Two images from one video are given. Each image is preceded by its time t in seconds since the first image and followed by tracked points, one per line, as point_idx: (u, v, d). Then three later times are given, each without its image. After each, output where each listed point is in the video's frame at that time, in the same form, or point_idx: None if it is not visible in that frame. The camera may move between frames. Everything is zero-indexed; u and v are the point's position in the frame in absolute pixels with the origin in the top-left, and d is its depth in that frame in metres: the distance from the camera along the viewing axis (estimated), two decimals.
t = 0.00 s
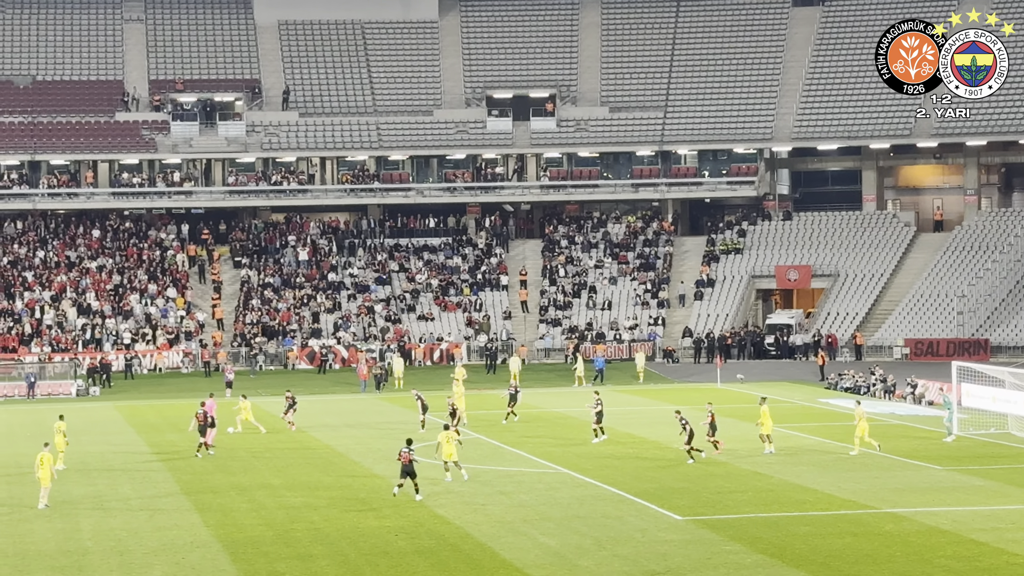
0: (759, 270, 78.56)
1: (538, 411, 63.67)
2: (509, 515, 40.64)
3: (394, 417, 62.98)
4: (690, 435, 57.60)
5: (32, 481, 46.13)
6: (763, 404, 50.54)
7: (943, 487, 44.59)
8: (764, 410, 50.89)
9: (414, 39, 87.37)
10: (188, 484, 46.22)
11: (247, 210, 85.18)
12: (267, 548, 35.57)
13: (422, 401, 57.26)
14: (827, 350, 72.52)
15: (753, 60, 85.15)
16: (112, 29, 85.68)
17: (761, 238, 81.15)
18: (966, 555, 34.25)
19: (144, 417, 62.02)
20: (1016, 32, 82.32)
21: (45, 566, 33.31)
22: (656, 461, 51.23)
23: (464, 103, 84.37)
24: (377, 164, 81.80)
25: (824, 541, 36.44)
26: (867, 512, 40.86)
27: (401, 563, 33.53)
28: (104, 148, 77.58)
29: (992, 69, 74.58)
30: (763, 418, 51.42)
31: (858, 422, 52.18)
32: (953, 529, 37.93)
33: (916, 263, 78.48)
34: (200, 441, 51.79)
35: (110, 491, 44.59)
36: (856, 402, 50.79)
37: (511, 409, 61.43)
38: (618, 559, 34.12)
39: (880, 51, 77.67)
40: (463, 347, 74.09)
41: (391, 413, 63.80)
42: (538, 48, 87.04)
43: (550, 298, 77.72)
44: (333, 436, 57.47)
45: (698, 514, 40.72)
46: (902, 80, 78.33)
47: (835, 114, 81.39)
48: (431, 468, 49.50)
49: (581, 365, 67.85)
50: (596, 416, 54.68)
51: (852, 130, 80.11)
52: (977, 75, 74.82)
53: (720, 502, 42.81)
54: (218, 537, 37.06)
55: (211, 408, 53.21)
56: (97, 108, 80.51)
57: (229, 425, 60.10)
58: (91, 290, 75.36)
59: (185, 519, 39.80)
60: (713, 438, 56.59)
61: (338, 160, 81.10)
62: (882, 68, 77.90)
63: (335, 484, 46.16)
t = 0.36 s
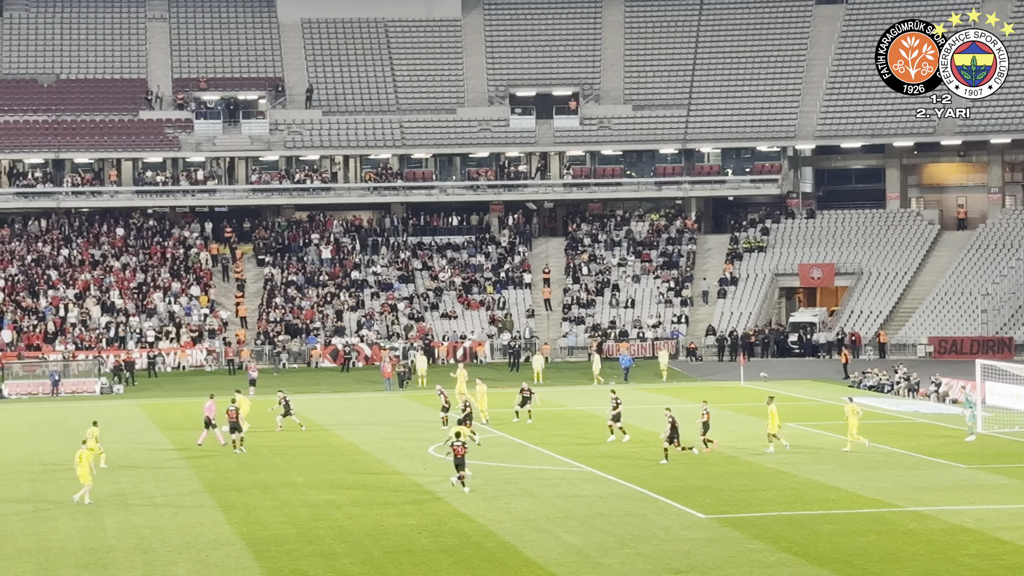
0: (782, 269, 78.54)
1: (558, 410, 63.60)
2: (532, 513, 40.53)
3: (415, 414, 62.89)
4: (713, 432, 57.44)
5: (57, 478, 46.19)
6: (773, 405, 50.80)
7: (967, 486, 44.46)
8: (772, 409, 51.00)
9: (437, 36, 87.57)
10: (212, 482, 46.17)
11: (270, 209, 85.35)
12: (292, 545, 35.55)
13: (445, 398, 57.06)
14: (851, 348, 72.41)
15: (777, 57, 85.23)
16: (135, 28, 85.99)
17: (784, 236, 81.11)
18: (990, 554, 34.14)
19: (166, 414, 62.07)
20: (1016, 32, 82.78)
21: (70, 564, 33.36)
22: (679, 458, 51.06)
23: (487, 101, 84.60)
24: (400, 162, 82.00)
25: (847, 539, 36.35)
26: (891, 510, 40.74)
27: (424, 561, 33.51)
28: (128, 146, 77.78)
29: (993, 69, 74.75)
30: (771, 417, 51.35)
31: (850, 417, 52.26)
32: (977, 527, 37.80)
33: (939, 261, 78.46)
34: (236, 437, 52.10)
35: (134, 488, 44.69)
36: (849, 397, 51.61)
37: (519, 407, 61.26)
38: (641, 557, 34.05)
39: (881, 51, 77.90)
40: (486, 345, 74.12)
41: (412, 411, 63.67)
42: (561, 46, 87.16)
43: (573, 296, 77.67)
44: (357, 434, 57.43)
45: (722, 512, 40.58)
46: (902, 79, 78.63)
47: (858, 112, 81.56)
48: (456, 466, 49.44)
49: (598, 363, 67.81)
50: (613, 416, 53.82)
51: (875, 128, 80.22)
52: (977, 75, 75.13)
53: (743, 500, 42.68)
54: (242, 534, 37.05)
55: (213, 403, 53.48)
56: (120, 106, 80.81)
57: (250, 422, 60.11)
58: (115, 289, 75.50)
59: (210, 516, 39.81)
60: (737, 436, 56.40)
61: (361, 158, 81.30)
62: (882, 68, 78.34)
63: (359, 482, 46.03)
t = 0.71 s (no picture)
0: (805, 265, 78.56)
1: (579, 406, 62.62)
2: (554, 509, 39.13)
3: (435, 411, 61.94)
4: (735, 428, 56.29)
5: (81, 475, 45.46)
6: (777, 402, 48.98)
7: (993, 483, 43.24)
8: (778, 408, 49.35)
9: (460, 33, 87.97)
10: (235, 479, 45.10)
11: (294, 205, 85.63)
12: (315, 542, 34.46)
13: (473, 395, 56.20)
14: (875, 346, 72.30)
15: (801, 55, 85.44)
16: (160, 25, 86.46)
17: (808, 233, 81.01)
18: (1015, 552, 32.98)
19: (189, 412, 61.45)
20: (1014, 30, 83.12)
21: (93, 560, 32.43)
22: (702, 454, 49.60)
23: (510, 98, 84.88)
24: (423, 158, 82.09)
25: (870, 536, 35.07)
26: (913, 507, 39.39)
27: (446, 558, 32.46)
28: (152, 142, 78.13)
29: (992, 69, 75.19)
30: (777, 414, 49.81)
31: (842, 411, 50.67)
32: (1001, 525, 36.49)
33: (964, 258, 78.42)
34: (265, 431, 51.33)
35: (157, 484, 43.85)
36: (839, 397, 49.93)
37: (536, 402, 59.94)
38: (664, 554, 32.87)
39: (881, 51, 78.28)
40: (509, 342, 74.09)
41: (432, 408, 62.68)
42: (585, 42, 87.33)
43: (596, 293, 77.73)
44: (379, 431, 56.43)
45: (744, 509, 39.11)
46: (902, 80, 79.02)
47: (882, 109, 81.75)
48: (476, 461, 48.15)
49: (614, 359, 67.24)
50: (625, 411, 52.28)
51: (899, 125, 80.49)
52: (977, 75, 75.52)
53: (765, 497, 41.06)
54: (266, 531, 36.00)
55: (214, 397, 53.13)
56: (144, 102, 81.23)
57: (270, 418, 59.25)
58: (139, 285, 75.69)
59: (232, 513, 38.72)
60: (761, 432, 55.00)
61: (385, 154, 81.64)
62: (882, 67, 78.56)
63: (381, 479, 44.79)
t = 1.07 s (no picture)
0: (819, 262, 78.51)
1: (591, 403, 61.91)
2: (567, 505, 38.15)
3: (448, 408, 61.34)
4: (747, 426, 55.55)
5: (95, 470, 44.51)
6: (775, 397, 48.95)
7: (1007, 482, 42.54)
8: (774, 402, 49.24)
9: (474, 30, 88.25)
10: (247, 473, 43.99)
11: (307, 202, 85.81)
12: (327, 537, 33.36)
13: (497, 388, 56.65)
14: (888, 343, 72.01)
15: (814, 53, 85.45)
16: (174, 22, 86.78)
17: (821, 230, 80.93)
18: None
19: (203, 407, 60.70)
20: (1015, 30, 83.16)
21: (107, 554, 31.38)
22: (717, 453, 48.70)
23: (524, 94, 84.94)
24: (437, 155, 82.33)
25: (884, 533, 34.21)
26: (927, 505, 38.58)
27: (459, 554, 31.48)
28: (165, 139, 78.27)
29: (993, 69, 75.72)
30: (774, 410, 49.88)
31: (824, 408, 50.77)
32: (1016, 523, 35.66)
33: (977, 256, 78.27)
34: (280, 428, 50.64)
35: (168, 478, 42.93)
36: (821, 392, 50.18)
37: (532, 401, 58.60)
38: (678, 551, 31.95)
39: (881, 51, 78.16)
40: (522, 339, 74.03)
41: (444, 405, 62.05)
42: (599, 39, 87.47)
43: (610, 290, 77.73)
44: (392, 426, 55.55)
45: (758, 506, 38.20)
46: (902, 79, 79.03)
47: (895, 107, 81.70)
48: (488, 458, 47.25)
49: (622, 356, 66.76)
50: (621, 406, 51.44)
51: (913, 122, 80.44)
52: (977, 75, 76.17)
53: (780, 494, 40.20)
54: (278, 526, 34.88)
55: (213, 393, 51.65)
56: (158, 98, 81.48)
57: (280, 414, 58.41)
58: (152, 281, 75.70)
59: (243, 508, 37.62)
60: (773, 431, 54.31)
61: (398, 151, 81.83)
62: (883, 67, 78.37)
63: (394, 474, 43.62)
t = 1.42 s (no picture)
0: (820, 261, 79.41)
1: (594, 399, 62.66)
2: (571, 500, 39.07)
3: (454, 404, 62.19)
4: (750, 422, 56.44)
5: (104, 464, 45.38)
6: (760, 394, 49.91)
7: (1005, 478, 43.38)
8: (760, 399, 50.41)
9: (479, 31, 89.36)
10: (255, 468, 44.87)
11: (314, 200, 86.86)
12: (335, 531, 34.25)
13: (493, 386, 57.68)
14: (888, 340, 72.74)
15: (815, 54, 86.44)
16: (183, 23, 87.92)
17: (822, 229, 81.89)
18: None
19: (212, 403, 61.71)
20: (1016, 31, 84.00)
21: (116, 548, 32.23)
22: (718, 448, 49.58)
23: (528, 94, 85.92)
24: (442, 154, 83.31)
25: (883, 528, 35.06)
26: (927, 501, 39.43)
27: (465, 548, 32.36)
28: (175, 138, 79.34)
29: (992, 69, 76.23)
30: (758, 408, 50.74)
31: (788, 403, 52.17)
32: (1014, 518, 36.52)
33: (976, 254, 79.20)
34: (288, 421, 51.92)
35: (178, 473, 43.79)
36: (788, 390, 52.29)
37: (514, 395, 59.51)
38: (681, 545, 32.83)
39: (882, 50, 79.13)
40: (526, 336, 74.82)
41: (450, 400, 62.95)
42: (602, 40, 88.52)
43: (613, 287, 78.69)
44: (398, 422, 56.44)
45: (760, 501, 39.10)
46: (902, 79, 79.95)
47: (895, 107, 82.68)
48: (494, 453, 48.14)
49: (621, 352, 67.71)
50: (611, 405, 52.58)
51: (913, 122, 81.39)
52: (977, 75, 76.65)
53: (781, 489, 41.12)
54: (286, 520, 35.78)
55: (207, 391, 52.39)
56: (167, 98, 82.59)
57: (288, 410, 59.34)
58: (161, 278, 76.65)
59: (252, 503, 38.50)
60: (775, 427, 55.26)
61: (404, 150, 82.84)
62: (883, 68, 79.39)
63: (401, 469, 44.54)
